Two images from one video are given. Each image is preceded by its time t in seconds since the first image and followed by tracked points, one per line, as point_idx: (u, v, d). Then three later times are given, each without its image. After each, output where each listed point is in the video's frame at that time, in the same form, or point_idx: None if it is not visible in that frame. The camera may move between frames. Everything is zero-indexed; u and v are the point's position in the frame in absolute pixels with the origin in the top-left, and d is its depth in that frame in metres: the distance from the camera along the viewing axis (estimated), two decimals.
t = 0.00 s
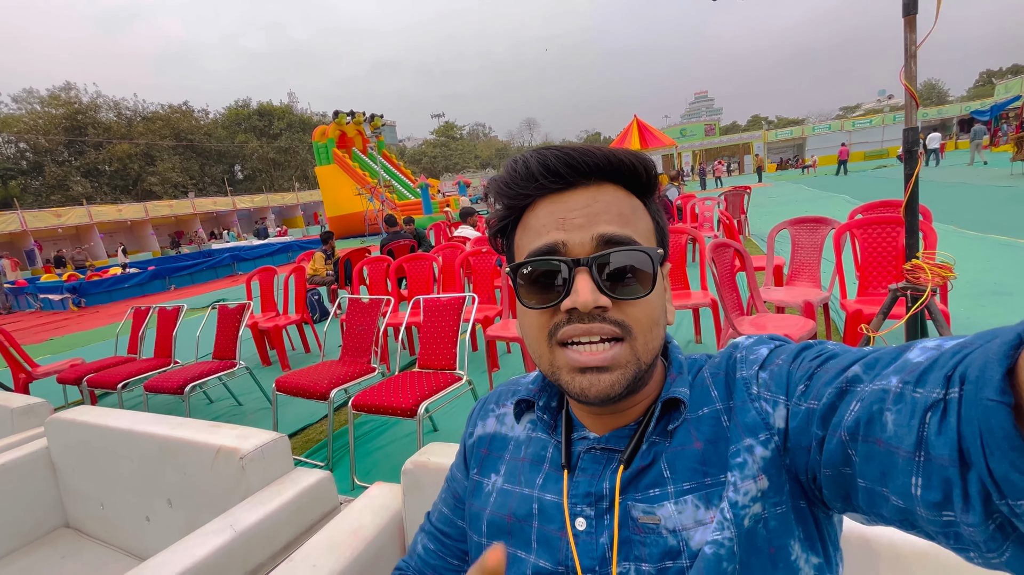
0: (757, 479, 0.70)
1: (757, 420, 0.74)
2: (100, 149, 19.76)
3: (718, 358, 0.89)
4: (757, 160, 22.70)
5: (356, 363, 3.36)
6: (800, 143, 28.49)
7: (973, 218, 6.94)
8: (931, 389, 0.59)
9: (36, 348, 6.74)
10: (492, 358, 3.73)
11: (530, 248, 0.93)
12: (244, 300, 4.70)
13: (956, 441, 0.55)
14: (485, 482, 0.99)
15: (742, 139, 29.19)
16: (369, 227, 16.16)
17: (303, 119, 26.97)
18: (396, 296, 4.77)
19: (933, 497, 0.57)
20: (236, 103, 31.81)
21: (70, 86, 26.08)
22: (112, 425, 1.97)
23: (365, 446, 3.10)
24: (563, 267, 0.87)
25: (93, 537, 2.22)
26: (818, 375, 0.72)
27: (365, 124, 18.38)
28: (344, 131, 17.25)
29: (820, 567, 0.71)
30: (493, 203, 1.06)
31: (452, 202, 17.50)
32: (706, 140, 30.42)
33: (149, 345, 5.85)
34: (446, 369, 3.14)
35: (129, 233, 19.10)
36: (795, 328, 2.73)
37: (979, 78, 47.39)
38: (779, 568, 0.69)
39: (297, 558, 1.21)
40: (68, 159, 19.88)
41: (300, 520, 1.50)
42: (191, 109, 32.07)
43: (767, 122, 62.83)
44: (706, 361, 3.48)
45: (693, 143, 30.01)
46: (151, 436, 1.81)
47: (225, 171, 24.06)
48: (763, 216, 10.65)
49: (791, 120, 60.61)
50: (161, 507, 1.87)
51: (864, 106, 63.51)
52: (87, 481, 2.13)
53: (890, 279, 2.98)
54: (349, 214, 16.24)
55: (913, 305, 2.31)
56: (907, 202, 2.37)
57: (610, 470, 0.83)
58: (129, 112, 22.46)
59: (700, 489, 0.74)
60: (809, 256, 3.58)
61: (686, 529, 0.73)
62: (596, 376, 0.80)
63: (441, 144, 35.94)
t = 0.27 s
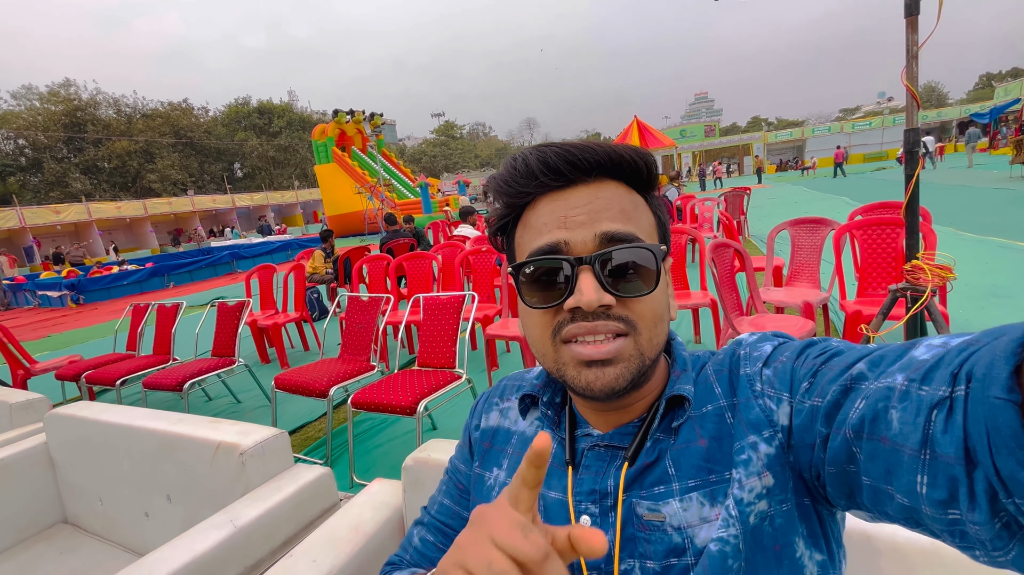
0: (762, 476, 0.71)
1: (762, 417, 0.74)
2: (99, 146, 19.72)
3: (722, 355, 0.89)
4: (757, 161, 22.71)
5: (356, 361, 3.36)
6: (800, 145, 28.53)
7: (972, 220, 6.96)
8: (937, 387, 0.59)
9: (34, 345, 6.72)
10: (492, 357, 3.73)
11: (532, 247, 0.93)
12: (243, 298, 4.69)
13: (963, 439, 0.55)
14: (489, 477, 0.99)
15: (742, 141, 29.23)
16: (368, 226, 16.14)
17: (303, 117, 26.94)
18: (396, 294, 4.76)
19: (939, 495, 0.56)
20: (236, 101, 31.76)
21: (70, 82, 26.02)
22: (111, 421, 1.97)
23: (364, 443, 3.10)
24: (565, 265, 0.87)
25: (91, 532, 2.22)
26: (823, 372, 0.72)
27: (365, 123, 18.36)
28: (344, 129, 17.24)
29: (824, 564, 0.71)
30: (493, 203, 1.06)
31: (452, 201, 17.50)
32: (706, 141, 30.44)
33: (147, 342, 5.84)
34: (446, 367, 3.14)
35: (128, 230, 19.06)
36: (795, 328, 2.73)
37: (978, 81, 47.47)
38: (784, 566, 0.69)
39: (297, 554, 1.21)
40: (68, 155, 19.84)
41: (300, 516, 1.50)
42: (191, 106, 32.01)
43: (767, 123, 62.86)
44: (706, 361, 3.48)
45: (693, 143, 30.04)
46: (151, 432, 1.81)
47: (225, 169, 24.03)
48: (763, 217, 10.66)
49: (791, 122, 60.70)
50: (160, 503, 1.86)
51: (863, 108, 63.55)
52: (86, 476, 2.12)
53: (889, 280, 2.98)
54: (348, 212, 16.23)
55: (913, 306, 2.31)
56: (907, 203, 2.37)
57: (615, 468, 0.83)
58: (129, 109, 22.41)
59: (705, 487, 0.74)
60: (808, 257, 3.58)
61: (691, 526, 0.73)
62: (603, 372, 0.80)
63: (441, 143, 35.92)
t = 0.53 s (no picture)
0: (758, 473, 0.71)
1: (759, 415, 0.75)
2: (98, 143, 19.69)
3: (719, 353, 0.89)
4: (756, 161, 22.71)
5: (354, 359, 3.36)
6: (799, 145, 28.56)
7: (970, 221, 6.97)
8: (934, 384, 0.59)
9: (32, 342, 6.71)
10: (490, 356, 3.73)
11: (530, 251, 0.93)
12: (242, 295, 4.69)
13: (960, 438, 0.55)
14: (486, 475, 0.99)
15: (741, 141, 29.26)
16: (368, 224, 16.13)
17: (303, 115, 26.91)
18: (395, 292, 4.76)
19: (935, 493, 0.57)
20: (235, 98, 31.68)
21: (69, 79, 25.96)
22: (109, 417, 1.97)
23: (363, 441, 3.10)
24: (564, 268, 0.87)
25: (89, 529, 2.22)
26: (821, 370, 0.73)
27: (365, 121, 18.35)
28: (343, 127, 17.23)
29: (820, 561, 0.72)
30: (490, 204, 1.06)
31: (452, 200, 17.50)
32: (705, 141, 30.45)
33: (146, 340, 5.84)
34: (444, 365, 3.15)
35: (126, 227, 19.03)
36: (793, 328, 2.74)
37: (978, 83, 47.50)
38: (780, 563, 0.69)
39: (294, 550, 1.21)
40: (66, 152, 19.81)
41: (298, 512, 1.50)
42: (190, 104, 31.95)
43: (766, 124, 62.87)
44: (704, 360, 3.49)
45: (693, 143, 30.06)
46: (149, 428, 1.81)
47: (224, 167, 24.01)
48: (762, 217, 10.68)
49: (791, 122, 60.74)
50: (158, 499, 1.87)
51: (863, 109, 63.60)
52: (84, 473, 2.12)
53: (887, 280, 2.99)
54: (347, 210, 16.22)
55: (910, 306, 2.32)
56: (906, 203, 2.37)
57: (611, 466, 0.84)
58: (128, 106, 22.37)
59: (701, 484, 0.75)
60: (807, 257, 3.59)
61: (687, 524, 0.73)
62: (604, 376, 0.80)
63: (440, 141, 35.91)
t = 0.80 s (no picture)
0: (759, 474, 0.71)
1: (760, 416, 0.74)
2: (102, 142, 19.76)
3: (722, 354, 0.89)
4: (759, 161, 22.64)
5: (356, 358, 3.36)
6: (802, 145, 28.48)
7: (975, 222, 6.94)
8: (937, 386, 0.59)
9: (36, 340, 6.75)
10: (492, 355, 3.73)
11: (532, 247, 0.93)
12: (244, 294, 4.70)
13: (960, 439, 0.55)
14: (487, 474, 0.99)
15: (744, 141, 29.20)
16: (370, 223, 16.15)
17: (306, 114, 26.93)
18: (397, 291, 4.77)
19: (935, 494, 0.57)
20: (238, 98, 31.74)
21: (72, 78, 26.04)
22: (112, 415, 1.98)
23: (364, 440, 3.11)
24: (566, 264, 0.87)
25: (91, 526, 2.23)
26: (823, 372, 0.72)
27: (367, 120, 18.35)
28: (346, 126, 17.24)
29: (820, 563, 0.72)
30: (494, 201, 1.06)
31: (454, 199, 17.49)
32: (708, 140, 30.39)
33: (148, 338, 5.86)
34: (446, 364, 3.14)
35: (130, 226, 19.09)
36: (795, 329, 2.73)
37: (983, 83, 47.26)
38: (780, 564, 0.69)
39: (296, 548, 1.21)
40: (70, 151, 19.88)
41: (299, 511, 1.50)
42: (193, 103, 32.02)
43: (770, 124, 62.68)
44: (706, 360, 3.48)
45: (696, 143, 29.99)
46: (151, 426, 1.81)
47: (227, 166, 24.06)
48: (765, 217, 10.65)
49: (794, 122, 60.55)
50: (160, 497, 1.87)
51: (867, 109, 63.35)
52: (87, 470, 2.13)
53: (891, 280, 2.98)
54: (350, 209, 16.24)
55: (914, 307, 2.31)
56: (909, 203, 2.36)
57: (612, 465, 0.84)
58: (131, 105, 22.43)
59: (701, 484, 0.75)
60: (809, 258, 3.57)
61: (687, 524, 0.73)
62: (601, 372, 0.81)
63: (443, 141, 35.92)
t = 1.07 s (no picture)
0: (752, 471, 0.72)
1: (755, 413, 0.75)
2: (104, 142, 19.80)
3: (717, 352, 0.90)
4: (761, 162, 22.62)
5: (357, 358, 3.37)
6: (804, 147, 28.44)
7: (977, 224, 6.92)
8: (926, 383, 0.59)
9: (38, 340, 6.77)
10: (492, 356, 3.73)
11: (523, 247, 0.95)
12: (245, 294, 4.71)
13: (949, 435, 0.56)
14: (485, 472, 1.00)
15: (746, 142, 29.17)
16: (371, 224, 16.16)
17: (307, 116, 26.98)
18: (398, 292, 4.78)
19: (926, 489, 0.57)
20: (240, 99, 31.81)
21: (75, 79, 26.10)
22: (113, 414, 1.99)
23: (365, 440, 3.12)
24: (554, 263, 0.88)
25: (92, 524, 2.24)
26: (816, 369, 0.73)
27: (369, 122, 18.38)
28: (347, 127, 17.26)
29: (814, 559, 0.72)
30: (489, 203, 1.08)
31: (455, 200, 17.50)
32: (710, 142, 30.38)
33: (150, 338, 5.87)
34: (446, 365, 3.15)
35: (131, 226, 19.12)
36: (795, 330, 2.73)
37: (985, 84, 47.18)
38: (773, 559, 0.70)
39: (296, 545, 1.22)
40: (73, 152, 19.93)
41: (299, 509, 1.51)
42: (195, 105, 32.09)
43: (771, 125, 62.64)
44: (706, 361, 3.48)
45: (697, 145, 29.98)
46: (153, 424, 1.82)
47: (228, 167, 24.10)
48: (766, 219, 10.64)
49: (796, 124, 60.52)
50: (161, 495, 1.88)
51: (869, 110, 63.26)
52: (88, 468, 2.14)
53: (891, 281, 2.98)
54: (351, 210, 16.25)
55: (913, 308, 2.31)
56: (909, 204, 2.36)
57: (608, 463, 0.84)
58: (133, 106, 22.48)
59: (697, 481, 0.75)
60: (810, 259, 3.58)
61: (682, 520, 0.74)
62: (587, 369, 0.81)
63: (444, 142, 35.95)
